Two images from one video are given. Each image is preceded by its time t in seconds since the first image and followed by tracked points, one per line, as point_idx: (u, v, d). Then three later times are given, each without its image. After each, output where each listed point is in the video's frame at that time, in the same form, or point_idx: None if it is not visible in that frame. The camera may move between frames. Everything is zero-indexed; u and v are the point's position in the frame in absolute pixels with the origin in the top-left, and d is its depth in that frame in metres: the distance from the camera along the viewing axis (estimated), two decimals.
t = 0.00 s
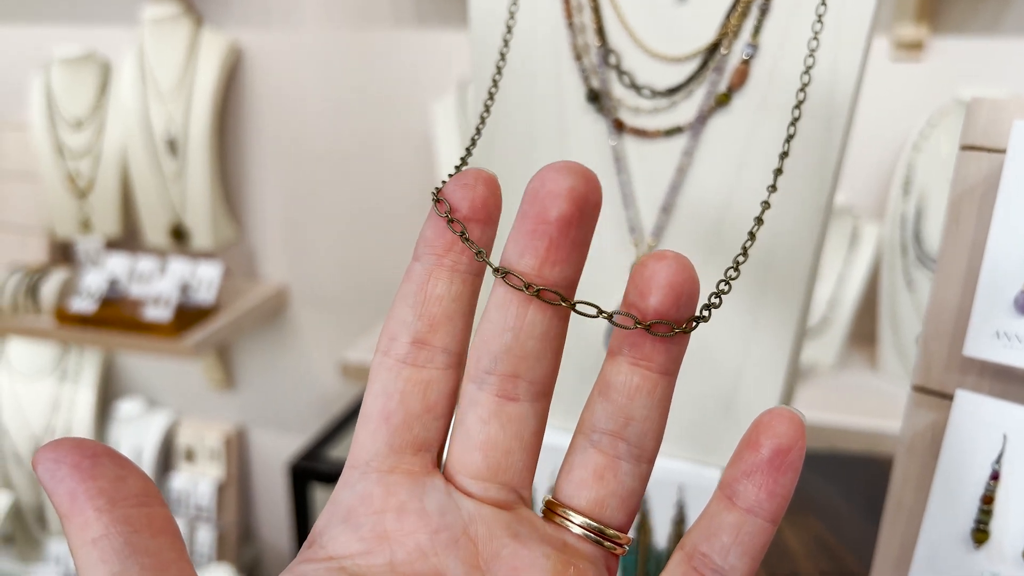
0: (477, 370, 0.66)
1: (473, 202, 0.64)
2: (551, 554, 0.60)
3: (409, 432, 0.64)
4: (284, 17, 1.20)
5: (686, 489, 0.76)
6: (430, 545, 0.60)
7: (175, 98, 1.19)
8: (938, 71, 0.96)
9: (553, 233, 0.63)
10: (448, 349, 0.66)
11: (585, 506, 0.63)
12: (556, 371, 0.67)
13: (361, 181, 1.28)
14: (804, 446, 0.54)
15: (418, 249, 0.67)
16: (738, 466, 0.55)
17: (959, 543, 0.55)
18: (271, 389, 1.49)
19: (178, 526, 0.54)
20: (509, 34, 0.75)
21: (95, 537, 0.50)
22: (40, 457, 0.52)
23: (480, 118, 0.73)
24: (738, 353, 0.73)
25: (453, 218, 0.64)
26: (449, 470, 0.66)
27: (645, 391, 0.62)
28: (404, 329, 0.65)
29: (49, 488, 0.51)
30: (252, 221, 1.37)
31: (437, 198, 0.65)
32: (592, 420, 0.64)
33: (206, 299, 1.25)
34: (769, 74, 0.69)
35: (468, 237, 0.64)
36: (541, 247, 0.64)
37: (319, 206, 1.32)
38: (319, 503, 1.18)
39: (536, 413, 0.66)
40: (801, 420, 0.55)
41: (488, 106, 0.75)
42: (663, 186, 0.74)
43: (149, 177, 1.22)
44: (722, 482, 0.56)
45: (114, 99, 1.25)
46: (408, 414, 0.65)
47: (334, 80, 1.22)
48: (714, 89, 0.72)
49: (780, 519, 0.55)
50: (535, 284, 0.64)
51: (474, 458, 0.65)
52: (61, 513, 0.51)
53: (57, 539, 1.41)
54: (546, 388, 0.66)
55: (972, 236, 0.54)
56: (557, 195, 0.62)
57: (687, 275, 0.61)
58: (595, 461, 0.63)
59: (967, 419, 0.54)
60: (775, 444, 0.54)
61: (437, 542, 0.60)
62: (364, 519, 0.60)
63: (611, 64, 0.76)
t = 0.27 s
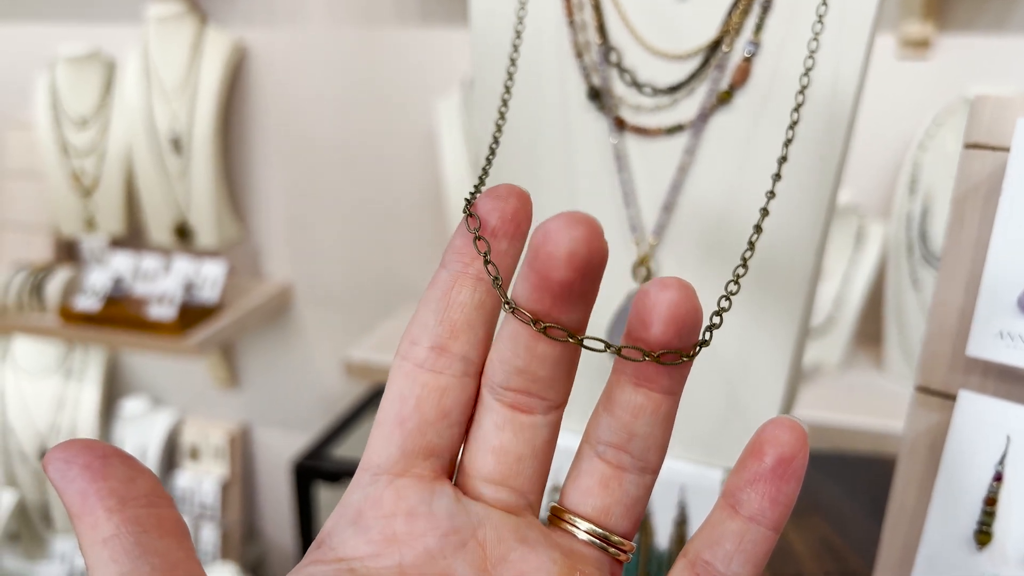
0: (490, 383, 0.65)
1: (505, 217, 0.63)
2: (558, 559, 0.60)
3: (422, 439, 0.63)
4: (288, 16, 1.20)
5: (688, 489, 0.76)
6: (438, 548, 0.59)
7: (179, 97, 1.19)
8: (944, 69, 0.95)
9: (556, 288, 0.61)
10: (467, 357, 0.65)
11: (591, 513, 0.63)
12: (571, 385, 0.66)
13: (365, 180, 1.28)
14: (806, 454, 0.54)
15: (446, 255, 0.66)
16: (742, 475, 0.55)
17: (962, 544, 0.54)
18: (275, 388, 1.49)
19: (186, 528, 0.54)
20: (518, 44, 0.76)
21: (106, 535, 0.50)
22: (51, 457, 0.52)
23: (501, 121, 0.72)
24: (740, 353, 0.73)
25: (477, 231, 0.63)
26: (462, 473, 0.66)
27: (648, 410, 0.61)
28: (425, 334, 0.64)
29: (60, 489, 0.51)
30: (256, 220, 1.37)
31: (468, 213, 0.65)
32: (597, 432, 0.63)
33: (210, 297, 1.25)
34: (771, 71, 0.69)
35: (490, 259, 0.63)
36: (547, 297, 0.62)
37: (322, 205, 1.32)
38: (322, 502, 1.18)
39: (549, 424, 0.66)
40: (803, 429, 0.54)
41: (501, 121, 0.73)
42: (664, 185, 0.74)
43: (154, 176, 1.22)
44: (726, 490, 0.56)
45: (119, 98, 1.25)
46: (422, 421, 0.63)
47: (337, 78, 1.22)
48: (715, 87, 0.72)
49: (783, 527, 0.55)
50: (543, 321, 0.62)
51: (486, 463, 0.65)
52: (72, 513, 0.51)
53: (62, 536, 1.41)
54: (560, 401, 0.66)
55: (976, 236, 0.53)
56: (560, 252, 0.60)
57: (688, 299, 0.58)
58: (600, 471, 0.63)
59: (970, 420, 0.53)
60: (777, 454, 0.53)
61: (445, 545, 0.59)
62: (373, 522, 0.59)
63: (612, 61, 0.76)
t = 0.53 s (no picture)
0: (508, 386, 0.65)
1: (508, 232, 0.62)
2: (568, 562, 0.60)
3: (431, 443, 0.62)
4: (291, 15, 1.20)
5: (689, 488, 0.76)
6: (452, 550, 0.58)
7: (182, 96, 1.19)
8: (948, 67, 0.95)
9: (558, 352, 0.60)
10: (475, 361, 0.63)
11: (598, 517, 0.63)
12: (584, 391, 0.65)
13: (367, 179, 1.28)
14: (810, 463, 0.53)
15: (450, 259, 0.64)
16: (747, 482, 0.55)
17: (965, 545, 0.54)
18: (278, 387, 1.49)
19: (206, 530, 0.53)
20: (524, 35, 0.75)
21: (125, 533, 0.49)
22: (71, 456, 0.51)
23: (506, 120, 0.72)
24: (742, 353, 0.73)
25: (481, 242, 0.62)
26: (478, 473, 0.66)
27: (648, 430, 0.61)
28: (432, 339, 0.62)
29: (80, 486, 0.50)
30: (259, 219, 1.37)
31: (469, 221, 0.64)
32: (602, 444, 0.63)
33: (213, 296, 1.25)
34: (771, 71, 0.69)
35: (494, 276, 0.62)
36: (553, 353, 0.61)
37: (325, 204, 1.32)
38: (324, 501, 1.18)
39: (564, 429, 0.66)
40: (808, 439, 0.54)
41: (506, 119, 0.73)
42: (666, 183, 0.74)
43: (156, 175, 1.22)
44: (731, 498, 0.56)
45: (122, 96, 1.25)
46: (431, 425, 0.62)
47: (338, 78, 1.22)
48: (717, 85, 0.71)
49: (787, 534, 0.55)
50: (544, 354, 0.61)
51: (502, 463, 0.65)
52: (92, 512, 0.50)
53: (65, 535, 1.41)
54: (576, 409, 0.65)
55: (978, 235, 0.53)
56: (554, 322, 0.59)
57: (686, 331, 0.56)
58: (605, 479, 0.63)
59: (973, 421, 0.53)
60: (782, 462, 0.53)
61: (458, 547, 0.58)
62: (386, 524, 0.58)
63: (613, 60, 0.75)
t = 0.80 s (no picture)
0: (517, 384, 0.65)
1: (508, 226, 0.62)
2: (575, 560, 0.60)
3: (437, 441, 0.61)
4: (293, 13, 1.20)
5: (691, 487, 0.76)
6: (461, 548, 0.58)
7: (184, 95, 1.19)
8: (950, 66, 0.94)
9: (563, 360, 0.58)
10: (478, 359, 0.63)
11: (605, 515, 0.63)
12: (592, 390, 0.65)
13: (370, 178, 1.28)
14: (815, 462, 0.53)
15: (449, 256, 0.64)
16: (751, 482, 0.55)
17: (970, 545, 0.54)
18: (280, 385, 1.49)
19: (215, 524, 0.53)
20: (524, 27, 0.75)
21: (136, 528, 0.48)
22: (81, 450, 0.51)
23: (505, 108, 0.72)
24: (744, 351, 0.72)
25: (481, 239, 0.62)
26: (489, 471, 0.66)
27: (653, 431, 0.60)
28: (434, 337, 0.62)
29: (91, 479, 0.50)
30: (261, 218, 1.37)
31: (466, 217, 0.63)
32: (607, 444, 0.63)
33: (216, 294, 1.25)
34: (774, 70, 0.68)
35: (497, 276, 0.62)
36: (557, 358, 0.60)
37: (328, 202, 1.32)
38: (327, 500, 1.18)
39: (572, 425, 0.66)
40: (811, 439, 0.54)
41: (506, 104, 0.72)
42: (668, 182, 0.74)
43: (158, 174, 1.22)
44: (736, 498, 0.56)
45: (124, 95, 1.25)
46: (436, 424, 0.62)
47: (340, 76, 1.22)
48: (720, 83, 0.71)
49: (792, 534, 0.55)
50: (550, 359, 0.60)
51: (510, 461, 0.65)
52: (103, 505, 0.50)
53: (68, 534, 1.41)
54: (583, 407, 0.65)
55: (983, 234, 0.53)
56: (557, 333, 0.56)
57: (692, 338, 0.56)
58: (611, 479, 0.63)
59: (977, 420, 0.53)
60: (787, 462, 0.53)
61: (467, 545, 0.58)
62: (394, 523, 0.58)
63: (615, 57, 0.75)
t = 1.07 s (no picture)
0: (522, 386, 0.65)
1: (510, 229, 0.62)
2: (580, 561, 0.60)
3: (442, 447, 0.61)
4: (294, 13, 1.20)
5: (694, 488, 0.76)
6: (468, 549, 0.58)
7: (185, 94, 1.19)
8: (951, 66, 0.94)
9: (572, 360, 0.59)
10: (482, 363, 0.62)
11: (609, 517, 0.63)
12: (598, 390, 0.65)
13: (371, 178, 1.28)
14: (817, 465, 0.54)
15: (451, 259, 0.63)
16: (754, 484, 0.55)
17: (973, 545, 0.54)
18: (281, 385, 1.49)
19: (221, 526, 0.53)
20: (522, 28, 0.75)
21: (143, 530, 0.48)
22: (88, 452, 0.51)
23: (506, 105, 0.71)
24: (747, 351, 0.72)
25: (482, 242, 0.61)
26: (495, 472, 0.66)
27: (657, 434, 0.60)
28: (438, 342, 0.62)
29: (97, 481, 0.50)
30: (262, 218, 1.37)
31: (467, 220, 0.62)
32: (610, 446, 0.63)
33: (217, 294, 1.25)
34: (776, 70, 0.68)
35: (501, 279, 0.61)
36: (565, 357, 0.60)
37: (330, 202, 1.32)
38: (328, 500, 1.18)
39: (578, 426, 0.66)
40: (814, 441, 0.54)
41: (505, 97, 0.72)
42: (671, 182, 0.74)
43: (159, 174, 1.22)
44: (739, 500, 0.56)
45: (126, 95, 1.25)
46: (441, 429, 0.61)
47: (341, 76, 1.22)
48: (722, 82, 0.71)
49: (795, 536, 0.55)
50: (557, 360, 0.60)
51: (517, 462, 0.65)
52: (110, 507, 0.50)
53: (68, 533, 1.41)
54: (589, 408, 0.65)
55: (985, 233, 0.53)
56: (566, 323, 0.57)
57: (696, 341, 0.56)
58: (614, 481, 0.63)
59: (980, 420, 0.53)
60: (789, 465, 0.53)
61: (473, 546, 0.58)
62: (400, 526, 0.58)
63: (617, 57, 0.75)
